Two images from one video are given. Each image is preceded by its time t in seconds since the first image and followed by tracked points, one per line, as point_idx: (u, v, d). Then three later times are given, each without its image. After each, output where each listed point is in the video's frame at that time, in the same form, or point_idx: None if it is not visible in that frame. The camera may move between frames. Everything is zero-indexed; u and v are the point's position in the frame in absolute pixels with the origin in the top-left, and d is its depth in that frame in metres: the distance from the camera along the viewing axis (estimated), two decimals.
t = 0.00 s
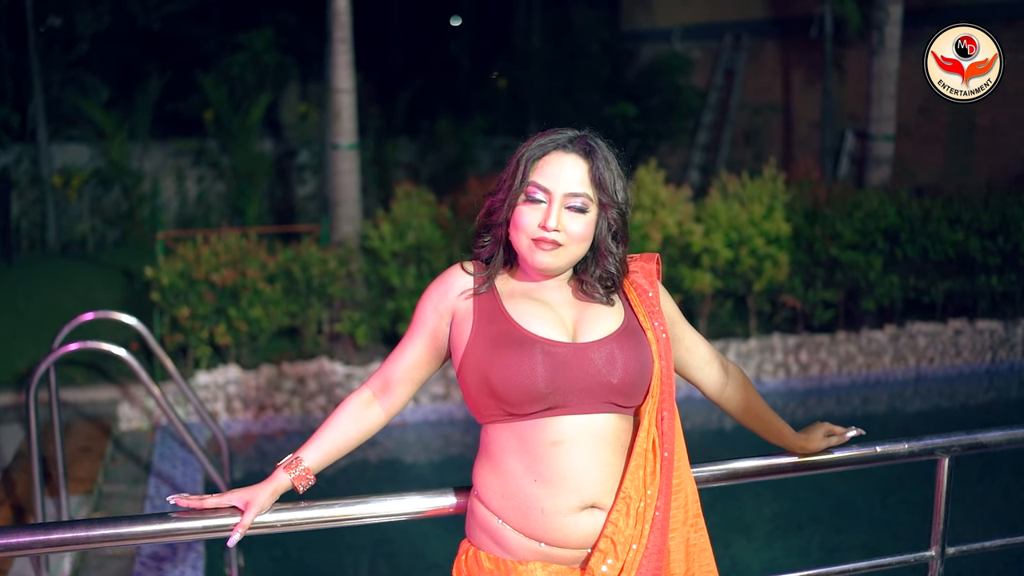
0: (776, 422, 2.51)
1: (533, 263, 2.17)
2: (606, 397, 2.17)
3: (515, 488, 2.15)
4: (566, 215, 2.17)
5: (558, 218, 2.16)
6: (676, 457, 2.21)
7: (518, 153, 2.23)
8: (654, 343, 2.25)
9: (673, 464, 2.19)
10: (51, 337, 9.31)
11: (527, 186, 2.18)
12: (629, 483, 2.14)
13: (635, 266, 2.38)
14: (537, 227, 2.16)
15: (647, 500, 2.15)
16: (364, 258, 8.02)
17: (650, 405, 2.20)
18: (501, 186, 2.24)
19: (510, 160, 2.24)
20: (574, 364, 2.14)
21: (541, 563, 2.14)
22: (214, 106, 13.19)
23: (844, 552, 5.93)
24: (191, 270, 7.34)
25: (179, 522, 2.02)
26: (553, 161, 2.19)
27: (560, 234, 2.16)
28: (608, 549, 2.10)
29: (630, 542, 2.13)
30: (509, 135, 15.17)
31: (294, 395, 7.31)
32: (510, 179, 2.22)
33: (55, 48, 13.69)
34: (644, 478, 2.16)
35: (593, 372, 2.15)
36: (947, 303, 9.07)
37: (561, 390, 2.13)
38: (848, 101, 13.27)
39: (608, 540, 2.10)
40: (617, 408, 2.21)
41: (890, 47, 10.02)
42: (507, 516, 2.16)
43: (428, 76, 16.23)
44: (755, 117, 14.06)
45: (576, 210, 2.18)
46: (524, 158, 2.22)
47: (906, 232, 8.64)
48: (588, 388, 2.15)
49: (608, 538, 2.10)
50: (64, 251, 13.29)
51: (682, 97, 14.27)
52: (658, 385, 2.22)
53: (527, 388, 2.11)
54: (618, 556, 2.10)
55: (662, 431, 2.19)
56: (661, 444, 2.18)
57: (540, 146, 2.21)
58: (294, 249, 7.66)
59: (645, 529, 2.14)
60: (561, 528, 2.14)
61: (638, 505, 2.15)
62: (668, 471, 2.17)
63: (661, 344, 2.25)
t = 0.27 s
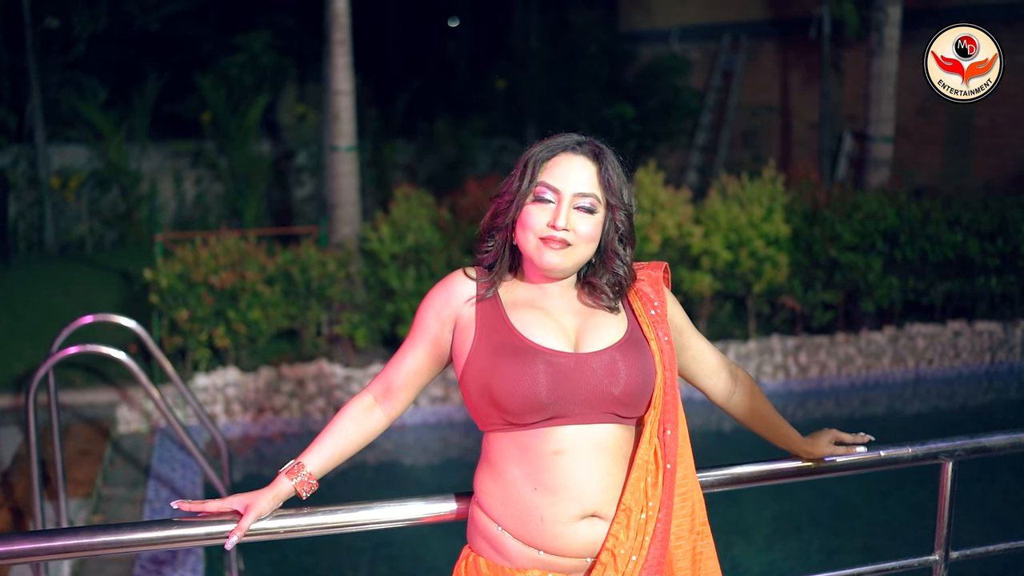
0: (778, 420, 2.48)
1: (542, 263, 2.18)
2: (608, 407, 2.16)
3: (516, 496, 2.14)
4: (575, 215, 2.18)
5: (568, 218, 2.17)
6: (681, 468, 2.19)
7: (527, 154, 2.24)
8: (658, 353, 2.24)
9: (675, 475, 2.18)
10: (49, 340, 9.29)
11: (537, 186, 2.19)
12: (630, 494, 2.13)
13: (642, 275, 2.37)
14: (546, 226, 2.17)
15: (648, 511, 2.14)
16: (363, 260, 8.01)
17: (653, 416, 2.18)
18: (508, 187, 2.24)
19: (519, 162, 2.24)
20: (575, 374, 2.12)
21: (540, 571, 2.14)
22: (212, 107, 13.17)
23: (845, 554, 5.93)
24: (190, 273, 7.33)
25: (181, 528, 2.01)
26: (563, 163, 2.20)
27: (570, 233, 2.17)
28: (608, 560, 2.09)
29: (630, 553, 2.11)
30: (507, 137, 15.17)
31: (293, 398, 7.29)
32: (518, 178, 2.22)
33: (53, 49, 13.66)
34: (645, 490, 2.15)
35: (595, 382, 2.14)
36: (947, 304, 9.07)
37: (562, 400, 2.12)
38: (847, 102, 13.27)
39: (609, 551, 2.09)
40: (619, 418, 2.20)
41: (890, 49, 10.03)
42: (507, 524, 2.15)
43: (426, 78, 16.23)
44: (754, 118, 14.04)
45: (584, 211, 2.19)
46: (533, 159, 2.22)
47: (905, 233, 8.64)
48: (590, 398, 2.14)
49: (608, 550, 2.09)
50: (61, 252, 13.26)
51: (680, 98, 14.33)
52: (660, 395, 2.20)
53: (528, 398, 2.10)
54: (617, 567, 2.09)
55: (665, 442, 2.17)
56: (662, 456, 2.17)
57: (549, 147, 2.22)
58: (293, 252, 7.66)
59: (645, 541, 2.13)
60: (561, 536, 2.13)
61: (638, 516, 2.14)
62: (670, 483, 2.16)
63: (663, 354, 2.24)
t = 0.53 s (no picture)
0: (783, 421, 2.50)
1: (552, 258, 2.17)
2: (611, 412, 2.14)
3: (516, 499, 2.14)
4: (586, 210, 2.18)
5: (579, 212, 2.17)
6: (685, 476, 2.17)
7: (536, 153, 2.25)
8: (662, 358, 2.22)
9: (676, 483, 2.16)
10: (46, 340, 9.27)
11: (546, 182, 2.20)
12: (629, 500, 2.12)
13: (648, 280, 2.36)
14: (556, 221, 2.17)
15: (648, 518, 2.12)
16: (361, 260, 8.01)
17: (656, 421, 2.16)
18: (517, 185, 2.24)
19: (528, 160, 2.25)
20: (579, 379, 2.11)
21: (538, 575, 2.13)
22: (209, 108, 13.15)
23: (844, 555, 5.93)
24: (188, 273, 7.32)
25: (183, 531, 2.00)
26: (573, 159, 2.21)
27: (580, 228, 2.17)
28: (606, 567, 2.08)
29: (629, 559, 2.10)
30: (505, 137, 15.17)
31: (291, 399, 7.28)
32: (527, 175, 2.23)
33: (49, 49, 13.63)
34: (646, 496, 2.13)
35: (598, 387, 2.12)
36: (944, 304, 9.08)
37: (565, 405, 2.10)
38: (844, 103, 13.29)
39: (607, 557, 2.08)
40: (621, 423, 2.18)
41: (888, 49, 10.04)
42: (507, 526, 2.14)
43: (423, 78, 16.22)
44: (750, 118, 14.05)
45: (594, 207, 2.19)
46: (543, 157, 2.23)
47: (903, 234, 8.65)
48: (592, 403, 2.12)
49: (606, 555, 2.08)
50: (57, 253, 13.23)
51: (678, 98, 14.48)
52: (664, 402, 2.17)
53: (530, 403, 2.08)
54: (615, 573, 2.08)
55: (667, 448, 2.15)
56: (663, 463, 2.15)
57: (558, 146, 2.23)
58: (290, 252, 7.65)
59: (644, 547, 2.11)
60: (560, 540, 2.12)
61: (638, 522, 2.12)
62: (671, 490, 2.14)
63: (668, 359, 2.22)
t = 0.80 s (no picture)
0: (788, 424, 2.49)
1: (572, 245, 2.19)
2: (615, 419, 2.11)
3: (519, 505, 2.11)
4: (604, 198, 2.22)
5: (598, 199, 2.21)
6: (690, 481, 2.14)
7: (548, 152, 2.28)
8: (667, 366, 2.20)
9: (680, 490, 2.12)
10: (42, 341, 9.25)
11: (562, 174, 2.24)
12: (631, 508, 2.08)
13: (656, 285, 2.35)
14: (575, 208, 2.20)
15: (651, 526, 2.08)
16: (358, 260, 8.00)
17: (660, 428, 2.13)
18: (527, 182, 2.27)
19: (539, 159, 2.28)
20: (584, 386, 2.08)
21: None
22: (205, 108, 13.12)
23: (841, 555, 5.94)
24: (184, 274, 7.31)
25: (189, 534, 1.99)
26: (585, 154, 2.27)
27: (601, 214, 2.20)
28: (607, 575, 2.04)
29: (630, 567, 2.06)
30: (500, 137, 15.17)
31: (288, 399, 7.27)
32: (542, 169, 2.26)
33: (43, 49, 13.59)
34: (649, 503, 2.09)
35: (601, 394, 2.09)
36: (940, 304, 9.09)
37: (569, 411, 2.07)
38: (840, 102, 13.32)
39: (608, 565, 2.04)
40: (626, 430, 2.14)
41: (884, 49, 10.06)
42: (508, 531, 2.11)
43: (419, 78, 16.21)
44: (746, 118, 14.06)
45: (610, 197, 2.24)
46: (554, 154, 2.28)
47: (900, 234, 8.67)
48: (596, 409, 2.09)
49: (607, 562, 2.05)
50: (52, 253, 13.19)
51: (673, 99, 14.32)
52: (669, 409, 2.15)
53: (534, 409, 2.06)
54: None
55: (672, 455, 2.12)
56: (667, 470, 2.11)
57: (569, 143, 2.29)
58: (287, 253, 7.65)
59: (647, 554, 2.08)
60: (561, 546, 2.08)
61: (640, 530, 2.08)
62: (675, 497, 2.10)
63: (673, 367, 2.19)
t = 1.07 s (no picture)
0: (793, 427, 2.49)
1: (589, 224, 2.18)
2: (620, 429, 2.08)
3: (520, 511, 2.09)
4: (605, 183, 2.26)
5: (601, 181, 2.24)
6: (695, 487, 2.13)
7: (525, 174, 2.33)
8: (675, 375, 2.16)
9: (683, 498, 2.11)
10: (34, 342, 9.20)
11: (556, 174, 2.27)
12: (634, 517, 2.06)
13: (665, 289, 2.34)
14: (582, 192, 2.22)
15: (653, 535, 2.07)
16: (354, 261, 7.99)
17: (665, 438, 2.11)
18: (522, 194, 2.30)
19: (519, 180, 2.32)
20: (590, 396, 2.05)
21: None
22: (198, 108, 13.08)
23: (838, 554, 5.94)
24: (179, 275, 7.28)
25: (189, 537, 1.97)
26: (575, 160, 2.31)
27: (607, 193, 2.23)
28: None
29: None
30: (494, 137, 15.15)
31: (283, 400, 7.25)
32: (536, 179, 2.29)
33: (35, 49, 13.52)
34: (652, 512, 2.08)
35: (608, 405, 2.06)
36: (935, 304, 9.10)
37: (575, 422, 2.05)
38: (834, 101, 13.34)
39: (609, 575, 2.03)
40: (631, 439, 2.12)
41: (878, 49, 10.09)
42: (509, 534, 2.10)
43: (412, 77, 16.19)
44: (740, 117, 14.08)
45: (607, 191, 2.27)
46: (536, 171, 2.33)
47: (895, 233, 8.68)
48: (602, 419, 2.06)
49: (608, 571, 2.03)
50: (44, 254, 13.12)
51: (667, 99, 14.30)
52: (674, 418, 2.12)
53: (540, 419, 2.03)
54: None
55: (676, 465, 2.10)
56: (672, 478, 2.10)
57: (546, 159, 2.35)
58: (282, 253, 7.63)
59: (649, 563, 2.06)
60: (562, 553, 2.07)
61: (642, 539, 2.07)
62: (679, 506, 2.09)
63: (680, 376, 2.16)
